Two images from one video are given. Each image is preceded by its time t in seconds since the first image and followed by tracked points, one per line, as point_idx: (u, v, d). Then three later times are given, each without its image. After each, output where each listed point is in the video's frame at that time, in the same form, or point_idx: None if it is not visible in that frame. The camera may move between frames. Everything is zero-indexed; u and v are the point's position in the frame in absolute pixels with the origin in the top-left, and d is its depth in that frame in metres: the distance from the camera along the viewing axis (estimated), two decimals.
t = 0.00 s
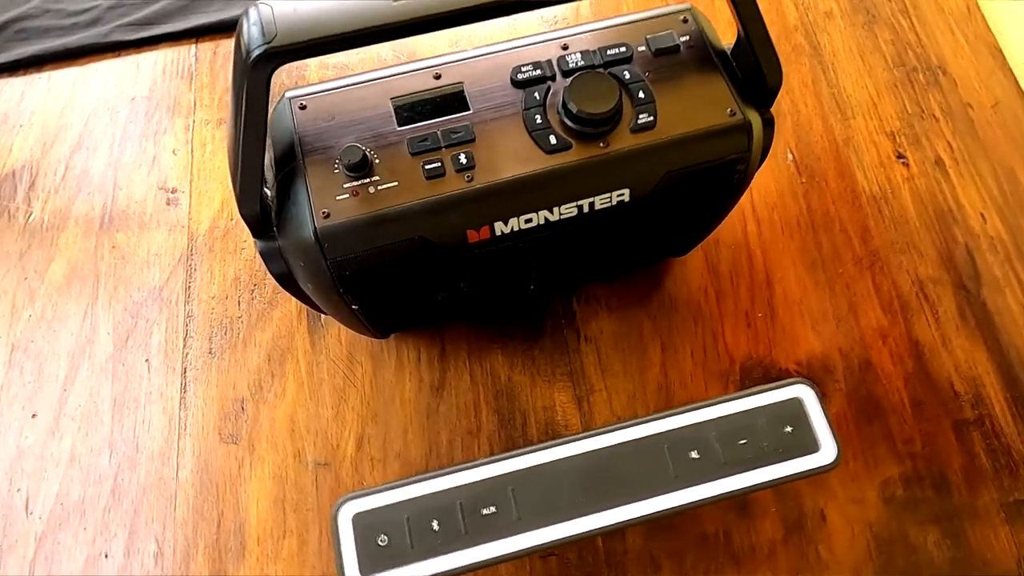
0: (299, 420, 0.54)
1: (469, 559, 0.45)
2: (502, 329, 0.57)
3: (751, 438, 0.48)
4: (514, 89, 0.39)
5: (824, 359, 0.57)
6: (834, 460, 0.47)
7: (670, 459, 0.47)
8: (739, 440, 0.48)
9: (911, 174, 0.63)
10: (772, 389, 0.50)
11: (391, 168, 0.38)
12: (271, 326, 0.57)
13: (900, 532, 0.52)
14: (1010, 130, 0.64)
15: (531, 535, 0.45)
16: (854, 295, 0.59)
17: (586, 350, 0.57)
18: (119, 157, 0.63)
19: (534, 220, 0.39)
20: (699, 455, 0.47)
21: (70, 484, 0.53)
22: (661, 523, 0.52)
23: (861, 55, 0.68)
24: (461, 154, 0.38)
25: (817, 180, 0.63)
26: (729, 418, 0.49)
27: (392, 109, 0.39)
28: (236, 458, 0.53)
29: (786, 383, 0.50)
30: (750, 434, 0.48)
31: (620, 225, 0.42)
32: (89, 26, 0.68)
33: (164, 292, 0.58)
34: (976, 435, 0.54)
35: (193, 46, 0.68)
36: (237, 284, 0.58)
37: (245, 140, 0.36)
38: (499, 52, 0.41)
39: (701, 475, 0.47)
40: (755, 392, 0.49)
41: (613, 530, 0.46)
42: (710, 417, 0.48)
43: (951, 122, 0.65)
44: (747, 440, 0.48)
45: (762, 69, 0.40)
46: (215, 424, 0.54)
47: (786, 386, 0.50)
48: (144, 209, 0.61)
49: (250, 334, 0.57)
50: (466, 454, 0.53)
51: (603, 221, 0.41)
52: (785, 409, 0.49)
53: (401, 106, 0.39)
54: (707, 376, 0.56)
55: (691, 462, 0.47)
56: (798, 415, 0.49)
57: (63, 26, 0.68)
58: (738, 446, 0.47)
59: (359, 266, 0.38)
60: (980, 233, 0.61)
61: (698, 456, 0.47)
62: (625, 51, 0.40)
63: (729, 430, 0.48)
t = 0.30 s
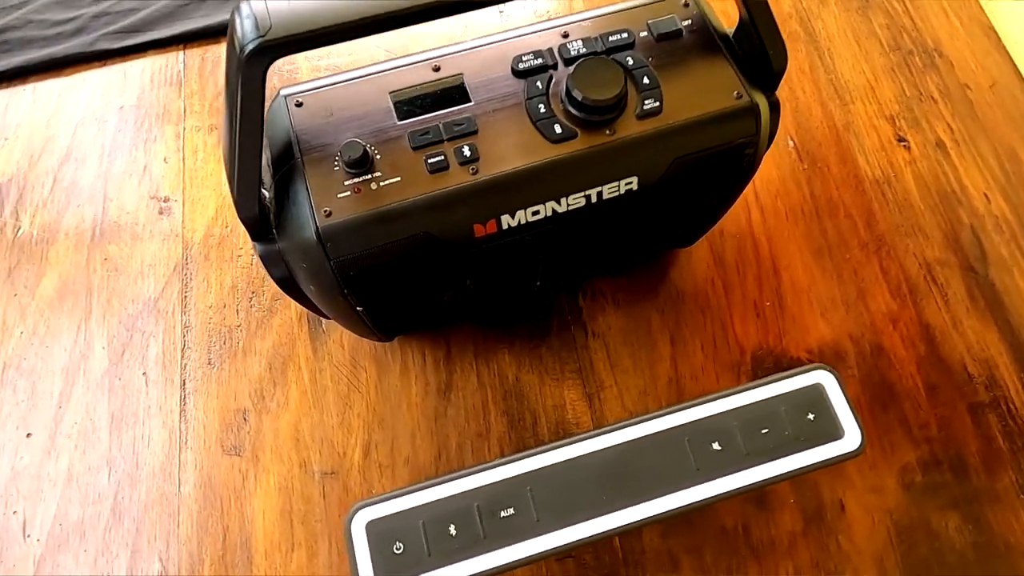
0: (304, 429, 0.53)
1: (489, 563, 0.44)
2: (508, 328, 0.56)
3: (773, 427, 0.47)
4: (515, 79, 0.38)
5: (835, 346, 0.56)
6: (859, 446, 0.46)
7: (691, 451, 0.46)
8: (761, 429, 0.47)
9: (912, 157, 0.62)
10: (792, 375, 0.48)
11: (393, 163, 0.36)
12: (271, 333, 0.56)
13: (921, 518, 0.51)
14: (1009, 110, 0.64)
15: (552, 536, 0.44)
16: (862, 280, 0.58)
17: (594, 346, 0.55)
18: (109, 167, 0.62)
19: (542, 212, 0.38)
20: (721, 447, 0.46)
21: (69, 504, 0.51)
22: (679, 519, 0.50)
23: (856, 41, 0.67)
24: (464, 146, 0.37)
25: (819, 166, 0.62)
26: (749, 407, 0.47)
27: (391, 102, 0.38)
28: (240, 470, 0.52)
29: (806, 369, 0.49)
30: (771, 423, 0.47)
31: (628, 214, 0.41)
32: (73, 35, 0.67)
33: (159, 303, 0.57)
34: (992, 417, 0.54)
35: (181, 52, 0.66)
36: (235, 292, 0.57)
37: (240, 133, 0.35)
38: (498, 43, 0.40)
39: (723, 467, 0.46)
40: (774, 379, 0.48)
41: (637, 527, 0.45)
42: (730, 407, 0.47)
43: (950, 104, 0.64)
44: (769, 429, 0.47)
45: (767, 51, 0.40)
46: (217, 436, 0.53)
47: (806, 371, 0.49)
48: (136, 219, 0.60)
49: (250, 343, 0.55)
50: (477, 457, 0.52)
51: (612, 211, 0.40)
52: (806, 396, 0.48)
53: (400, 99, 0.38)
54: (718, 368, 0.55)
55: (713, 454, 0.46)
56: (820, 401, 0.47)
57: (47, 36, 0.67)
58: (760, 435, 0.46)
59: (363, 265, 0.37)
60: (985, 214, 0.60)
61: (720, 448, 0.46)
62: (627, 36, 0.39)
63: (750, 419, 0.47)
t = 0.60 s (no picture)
0: (307, 434, 0.51)
1: (508, 562, 0.42)
2: (513, 323, 0.55)
3: (795, 409, 0.46)
4: (515, 61, 0.37)
5: (845, 328, 0.55)
6: (884, 425, 0.45)
7: (712, 438, 0.45)
8: (783, 412, 0.46)
9: (913, 135, 0.62)
10: (812, 356, 0.47)
11: (392, 151, 0.35)
12: (269, 338, 0.54)
13: (941, 499, 0.50)
14: (1007, 85, 0.64)
15: (572, 532, 0.43)
16: (870, 260, 0.57)
17: (602, 338, 0.54)
18: (94, 174, 0.60)
19: (548, 196, 0.37)
20: (743, 432, 0.45)
21: (64, 522, 0.49)
22: (697, 510, 0.49)
23: (850, 21, 0.67)
24: (465, 131, 0.35)
25: (820, 147, 0.61)
26: (770, 390, 0.46)
27: (387, 89, 0.37)
28: (242, 479, 0.50)
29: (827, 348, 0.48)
30: (793, 406, 0.46)
31: (636, 197, 0.40)
32: (53, 41, 0.65)
33: (152, 311, 0.55)
34: (1007, 393, 0.53)
35: (166, 55, 0.65)
36: (230, 296, 0.55)
37: (232, 123, 0.33)
38: (495, 25, 0.38)
39: (746, 453, 0.45)
40: (795, 360, 0.47)
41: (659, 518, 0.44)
42: (750, 390, 0.46)
43: (948, 80, 0.64)
44: (791, 411, 0.46)
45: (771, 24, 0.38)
46: (216, 446, 0.51)
47: (827, 350, 0.48)
48: (124, 226, 0.58)
49: (247, 348, 0.53)
50: (486, 456, 0.51)
51: (619, 194, 0.39)
52: (828, 376, 0.47)
53: (397, 86, 0.37)
54: (729, 354, 0.54)
55: (735, 440, 0.45)
56: (842, 381, 0.46)
57: (26, 43, 0.65)
58: (782, 418, 0.45)
59: (364, 258, 0.35)
60: (989, 189, 0.60)
61: (742, 433, 0.45)
62: (628, 15, 0.38)
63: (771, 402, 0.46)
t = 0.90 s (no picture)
0: (306, 441, 0.49)
1: (524, 561, 0.41)
2: (514, 318, 0.53)
3: (813, 389, 0.45)
4: (509, 44, 0.36)
5: (850, 310, 0.54)
6: (904, 403, 0.45)
7: (730, 423, 0.44)
8: (800, 393, 0.44)
9: (907, 114, 0.61)
10: (826, 334, 0.46)
11: (387, 139, 0.34)
12: (263, 344, 0.52)
13: (955, 478, 0.49)
14: (998, 60, 0.63)
15: (590, 526, 0.42)
16: (871, 241, 0.57)
17: (605, 329, 0.53)
18: (75, 183, 0.58)
19: (549, 182, 0.36)
20: (761, 415, 0.44)
21: (56, 544, 0.47)
22: (710, 501, 0.48)
23: (839, 3, 0.66)
24: (461, 117, 0.34)
25: (815, 130, 0.61)
26: (786, 371, 0.45)
27: (378, 77, 0.35)
28: (241, 491, 0.48)
29: (840, 326, 0.47)
30: (810, 386, 0.45)
31: (638, 181, 0.39)
32: (27, 48, 0.63)
33: (140, 321, 0.53)
34: (1015, 369, 0.52)
35: (145, 59, 0.63)
36: (220, 303, 0.54)
37: (218, 115, 0.32)
38: (487, 9, 0.37)
39: (766, 436, 0.44)
40: (809, 340, 0.46)
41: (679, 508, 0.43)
42: (765, 373, 0.45)
43: (939, 58, 0.64)
44: (809, 392, 0.45)
45: None
46: (212, 458, 0.49)
47: (840, 329, 0.47)
48: (108, 235, 0.56)
49: (241, 355, 0.52)
50: (492, 456, 0.49)
51: (621, 178, 0.38)
52: (843, 355, 0.46)
53: (388, 73, 0.35)
54: (734, 341, 0.53)
55: (753, 423, 0.44)
56: (858, 359, 0.46)
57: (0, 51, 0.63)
58: (800, 399, 0.44)
59: (362, 252, 0.34)
60: (985, 165, 0.59)
61: (760, 416, 0.44)
62: None
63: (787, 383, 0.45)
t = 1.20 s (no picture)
0: (304, 455, 0.48)
1: (539, 566, 0.40)
2: (512, 319, 0.52)
3: (824, 373, 0.44)
4: (499, 36, 0.35)
5: (850, 296, 0.54)
6: (916, 383, 0.44)
7: (743, 412, 0.43)
8: (812, 378, 0.44)
9: (893, 99, 0.62)
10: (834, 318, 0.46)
11: (378, 135, 0.33)
12: (255, 357, 0.51)
13: (965, 460, 0.49)
14: (980, 43, 0.64)
15: (605, 526, 0.41)
16: (866, 226, 0.56)
17: (605, 326, 0.52)
18: (53, 200, 0.56)
19: (546, 174, 0.35)
20: (774, 402, 0.43)
21: None
22: (721, 496, 0.47)
23: None
24: (453, 110, 0.33)
25: (804, 118, 0.61)
26: (796, 356, 0.45)
27: (366, 73, 0.34)
28: (237, 510, 0.46)
29: (848, 309, 0.47)
30: (821, 371, 0.45)
31: (636, 171, 0.38)
32: None
33: (126, 339, 0.51)
34: (1016, 347, 0.52)
35: (123, 70, 0.61)
36: (209, 317, 0.52)
37: (201, 116, 0.31)
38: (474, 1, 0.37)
39: (780, 424, 0.43)
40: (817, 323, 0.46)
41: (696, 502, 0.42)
42: (775, 359, 0.44)
43: (922, 43, 0.64)
44: (821, 376, 0.44)
45: None
46: (206, 477, 0.47)
47: (848, 311, 0.46)
48: (89, 252, 0.54)
49: (233, 370, 0.50)
50: (497, 461, 0.48)
51: (618, 168, 0.37)
52: (853, 337, 0.45)
53: (376, 68, 0.34)
54: (736, 332, 0.52)
55: (766, 411, 0.43)
56: (867, 341, 0.45)
57: None
58: (813, 384, 0.43)
59: (357, 252, 0.33)
60: (974, 147, 0.60)
61: (773, 403, 0.43)
62: None
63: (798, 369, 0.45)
